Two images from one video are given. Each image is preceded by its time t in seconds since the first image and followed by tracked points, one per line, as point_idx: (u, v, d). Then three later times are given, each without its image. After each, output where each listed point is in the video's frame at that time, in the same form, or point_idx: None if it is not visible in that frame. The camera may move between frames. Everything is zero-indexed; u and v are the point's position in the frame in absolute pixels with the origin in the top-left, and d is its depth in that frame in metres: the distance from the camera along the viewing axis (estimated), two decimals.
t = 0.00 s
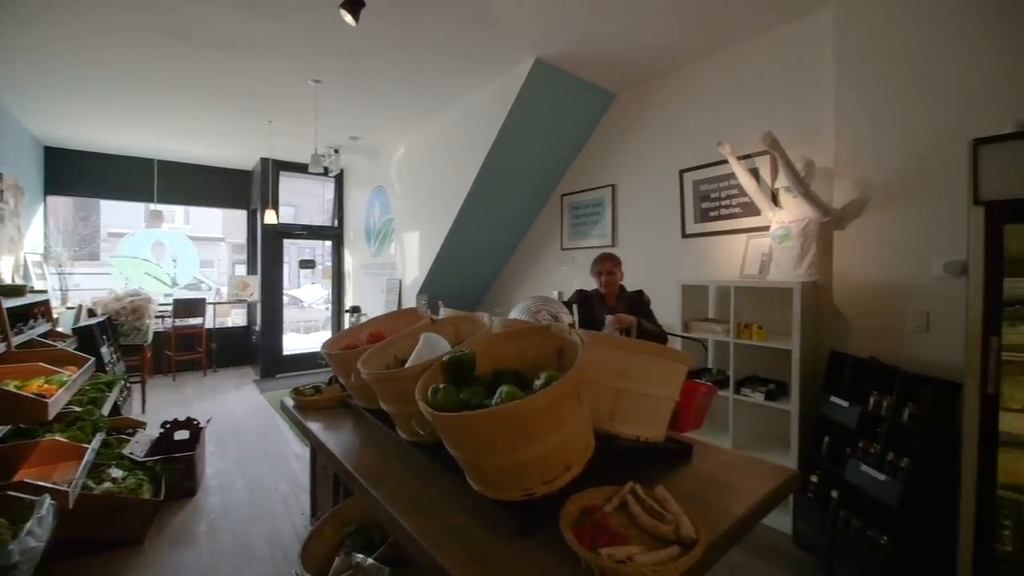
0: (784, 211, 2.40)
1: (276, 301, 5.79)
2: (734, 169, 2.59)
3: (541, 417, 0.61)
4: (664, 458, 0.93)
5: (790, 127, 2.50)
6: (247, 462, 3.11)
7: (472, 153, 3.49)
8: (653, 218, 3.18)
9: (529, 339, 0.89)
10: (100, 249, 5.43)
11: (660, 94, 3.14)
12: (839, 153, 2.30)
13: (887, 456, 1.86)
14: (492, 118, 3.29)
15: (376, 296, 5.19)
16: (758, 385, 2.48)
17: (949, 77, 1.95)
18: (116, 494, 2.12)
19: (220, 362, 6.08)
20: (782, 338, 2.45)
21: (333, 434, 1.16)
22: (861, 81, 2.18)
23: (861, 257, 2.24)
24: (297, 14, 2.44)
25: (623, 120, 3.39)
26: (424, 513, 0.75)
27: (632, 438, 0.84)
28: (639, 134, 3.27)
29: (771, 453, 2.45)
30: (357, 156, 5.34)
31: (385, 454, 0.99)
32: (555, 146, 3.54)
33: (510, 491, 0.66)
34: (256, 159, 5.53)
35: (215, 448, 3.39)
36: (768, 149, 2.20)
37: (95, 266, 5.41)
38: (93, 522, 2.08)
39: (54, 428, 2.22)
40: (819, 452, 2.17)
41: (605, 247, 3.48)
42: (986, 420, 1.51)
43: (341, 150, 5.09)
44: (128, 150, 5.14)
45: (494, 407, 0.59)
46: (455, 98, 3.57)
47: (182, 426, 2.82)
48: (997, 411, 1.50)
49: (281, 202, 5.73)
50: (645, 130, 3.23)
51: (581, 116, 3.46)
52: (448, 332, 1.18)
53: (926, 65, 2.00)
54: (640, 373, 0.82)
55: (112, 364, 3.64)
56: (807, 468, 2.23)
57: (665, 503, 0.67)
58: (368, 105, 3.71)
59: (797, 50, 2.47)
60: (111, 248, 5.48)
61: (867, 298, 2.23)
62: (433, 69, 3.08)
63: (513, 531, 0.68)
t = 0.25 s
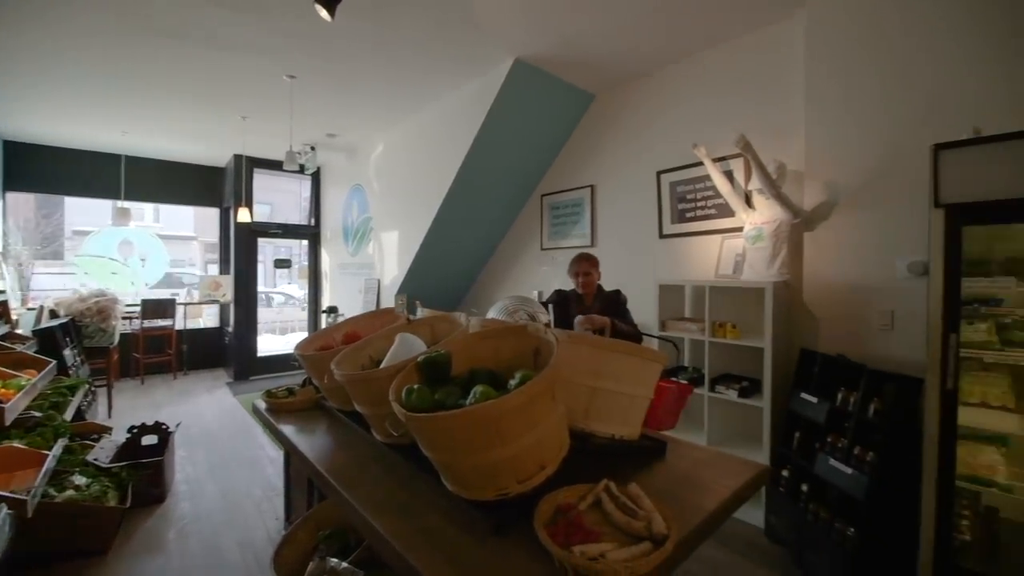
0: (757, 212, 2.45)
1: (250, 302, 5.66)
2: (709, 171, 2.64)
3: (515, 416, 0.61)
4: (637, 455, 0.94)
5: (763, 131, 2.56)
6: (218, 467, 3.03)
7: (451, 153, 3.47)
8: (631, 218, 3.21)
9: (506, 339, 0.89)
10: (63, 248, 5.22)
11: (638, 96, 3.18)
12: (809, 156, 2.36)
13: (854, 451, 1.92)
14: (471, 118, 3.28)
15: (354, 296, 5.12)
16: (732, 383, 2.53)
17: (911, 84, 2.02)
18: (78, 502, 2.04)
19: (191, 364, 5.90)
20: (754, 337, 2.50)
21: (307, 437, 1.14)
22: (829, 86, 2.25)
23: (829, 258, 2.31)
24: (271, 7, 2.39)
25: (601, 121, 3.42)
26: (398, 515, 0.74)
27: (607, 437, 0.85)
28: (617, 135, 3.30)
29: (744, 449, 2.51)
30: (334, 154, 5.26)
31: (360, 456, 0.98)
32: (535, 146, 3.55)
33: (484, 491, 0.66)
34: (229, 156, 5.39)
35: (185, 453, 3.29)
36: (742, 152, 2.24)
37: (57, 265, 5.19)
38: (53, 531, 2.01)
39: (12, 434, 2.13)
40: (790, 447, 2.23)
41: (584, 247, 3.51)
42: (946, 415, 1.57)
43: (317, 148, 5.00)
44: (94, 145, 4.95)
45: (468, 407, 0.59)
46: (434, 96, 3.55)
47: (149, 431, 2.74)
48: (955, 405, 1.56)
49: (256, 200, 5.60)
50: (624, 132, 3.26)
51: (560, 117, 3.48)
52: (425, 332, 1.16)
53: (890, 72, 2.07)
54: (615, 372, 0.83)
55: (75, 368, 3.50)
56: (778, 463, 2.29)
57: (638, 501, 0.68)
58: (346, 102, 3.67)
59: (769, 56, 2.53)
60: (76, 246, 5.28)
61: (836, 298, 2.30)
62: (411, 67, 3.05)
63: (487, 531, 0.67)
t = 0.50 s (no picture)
0: (732, 213, 2.50)
1: (224, 302, 5.52)
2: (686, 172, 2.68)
3: (490, 415, 0.61)
4: (613, 453, 0.95)
5: (738, 133, 2.61)
6: (190, 472, 2.95)
7: (430, 152, 3.44)
8: (611, 218, 3.24)
9: (483, 339, 0.88)
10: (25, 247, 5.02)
11: (618, 97, 3.21)
12: (782, 158, 2.41)
13: (825, 446, 1.98)
14: (451, 117, 3.26)
15: (332, 296, 5.04)
16: (708, 380, 2.58)
17: (879, 89, 2.08)
18: (38, 512, 1.96)
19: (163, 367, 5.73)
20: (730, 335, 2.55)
21: (279, 440, 1.11)
22: (802, 91, 2.30)
23: (802, 258, 2.37)
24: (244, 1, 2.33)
25: (582, 121, 3.44)
26: (372, 518, 0.73)
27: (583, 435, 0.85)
28: (597, 136, 3.33)
29: (720, 445, 2.55)
30: (311, 151, 5.15)
31: (335, 459, 0.96)
32: (515, 146, 3.55)
33: (459, 492, 0.66)
34: (202, 152, 5.25)
35: (154, 458, 3.19)
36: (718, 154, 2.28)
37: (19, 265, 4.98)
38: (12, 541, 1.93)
39: None
40: (764, 444, 2.28)
41: (564, 247, 3.53)
42: (911, 409, 1.63)
43: (294, 145, 4.90)
44: (58, 140, 4.77)
45: (443, 407, 0.58)
46: (414, 95, 3.51)
47: (116, 436, 2.66)
48: (920, 400, 1.62)
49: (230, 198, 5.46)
50: (603, 132, 3.29)
51: (541, 117, 3.48)
52: (402, 332, 1.15)
53: (860, 78, 2.13)
54: (592, 370, 0.83)
55: (37, 371, 3.36)
56: (752, 459, 2.34)
57: (613, 498, 0.69)
58: (324, 99, 3.60)
59: (745, 60, 2.58)
60: (38, 245, 5.06)
61: (808, 297, 2.36)
62: (390, 64, 3.02)
63: (462, 531, 0.67)
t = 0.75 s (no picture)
0: (707, 214, 2.54)
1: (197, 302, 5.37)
2: (663, 174, 2.72)
3: (463, 416, 0.60)
4: (588, 451, 0.95)
5: (714, 135, 2.66)
6: (160, 478, 2.86)
7: (409, 150, 3.41)
8: (590, 218, 3.27)
9: (458, 338, 0.88)
10: None
11: (597, 98, 3.23)
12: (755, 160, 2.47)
13: (795, 442, 2.03)
14: (429, 115, 3.23)
15: (309, 296, 4.95)
16: (684, 378, 2.62)
17: (845, 95, 2.15)
18: None
19: (132, 369, 5.55)
20: (705, 334, 2.60)
21: (249, 443, 1.09)
22: (775, 95, 2.36)
23: (774, 258, 2.43)
24: None
25: (561, 122, 3.45)
26: (343, 521, 0.72)
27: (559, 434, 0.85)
28: (576, 136, 3.34)
29: (696, 442, 2.60)
30: (288, 148, 5.05)
31: (307, 462, 0.94)
32: (496, 146, 3.54)
33: (433, 493, 0.65)
34: (173, 148, 5.10)
35: (122, 464, 3.09)
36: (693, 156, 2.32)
37: None
38: None
39: None
40: (738, 440, 2.33)
41: (544, 247, 3.55)
42: (876, 405, 1.68)
43: (269, 142, 4.79)
44: (18, 134, 4.57)
45: (416, 408, 0.58)
46: (392, 92, 3.47)
47: (80, 442, 2.56)
48: (884, 396, 1.68)
49: (203, 196, 5.32)
50: (583, 133, 3.31)
51: (521, 116, 3.48)
52: (378, 332, 1.13)
53: (829, 83, 2.19)
54: (569, 369, 0.83)
55: None
56: (727, 455, 2.38)
57: (587, 496, 0.69)
58: (300, 95, 3.54)
59: (720, 63, 2.62)
60: None
61: (781, 296, 2.41)
62: (368, 61, 2.98)
63: (436, 532, 0.67)
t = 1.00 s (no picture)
0: (683, 214, 2.58)
1: (166, 303, 5.20)
2: (640, 175, 2.75)
3: (435, 416, 0.60)
4: (564, 449, 0.96)
5: (689, 137, 2.70)
6: (127, 485, 2.76)
7: (386, 149, 3.37)
8: (569, 218, 3.28)
9: (432, 337, 0.87)
10: None
11: (575, 99, 3.25)
12: (729, 162, 2.52)
13: (767, 437, 2.08)
14: (407, 113, 3.19)
15: (283, 297, 4.85)
16: (661, 376, 2.66)
17: (814, 100, 2.22)
18: None
19: (97, 373, 5.35)
20: (681, 332, 2.65)
21: (219, 448, 1.06)
22: (747, 99, 2.41)
23: (747, 258, 2.48)
24: None
25: (540, 122, 3.46)
26: (314, 525, 0.71)
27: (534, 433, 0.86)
28: (555, 136, 3.36)
29: (673, 439, 2.64)
30: (262, 145, 4.93)
31: (278, 466, 0.93)
32: (475, 145, 3.53)
33: (406, 495, 0.65)
34: (140, 144, 4.93)
35: (86, 471, 2.97)
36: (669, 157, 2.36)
37: None
38: None
39: None
40: (712, 436, 2.38)
41: (523, 247, 3.56)
42: (843, 400, 1.74)
43: (242, 139, 4.68)
44: None
45: (386, 409, 0.57)
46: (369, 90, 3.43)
47: (41, 449, 2.46)
48: (850, 391, 1.73)
49: (172, 193, 5.16)
50: (561, 133, 3.33)
51: (499, 116, 3.48)
52: (352, 333, 1.12)
53: (799, 87, 2.25)
54: (544, 368, 0.83)
55: None
56: (702, 451, 2.43)
57: (560, 495, 0.69)
58: (274, 91, 3.46)
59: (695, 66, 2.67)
60: None
61: (754, 295, 2.46)
62: (344, 58, 2.93)
63: (408, 534, 0.66)
